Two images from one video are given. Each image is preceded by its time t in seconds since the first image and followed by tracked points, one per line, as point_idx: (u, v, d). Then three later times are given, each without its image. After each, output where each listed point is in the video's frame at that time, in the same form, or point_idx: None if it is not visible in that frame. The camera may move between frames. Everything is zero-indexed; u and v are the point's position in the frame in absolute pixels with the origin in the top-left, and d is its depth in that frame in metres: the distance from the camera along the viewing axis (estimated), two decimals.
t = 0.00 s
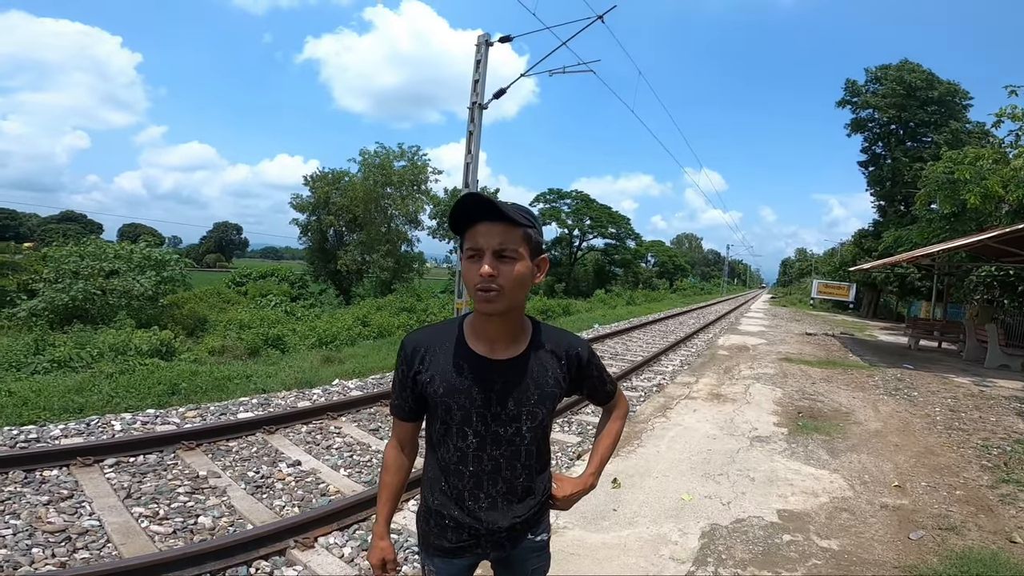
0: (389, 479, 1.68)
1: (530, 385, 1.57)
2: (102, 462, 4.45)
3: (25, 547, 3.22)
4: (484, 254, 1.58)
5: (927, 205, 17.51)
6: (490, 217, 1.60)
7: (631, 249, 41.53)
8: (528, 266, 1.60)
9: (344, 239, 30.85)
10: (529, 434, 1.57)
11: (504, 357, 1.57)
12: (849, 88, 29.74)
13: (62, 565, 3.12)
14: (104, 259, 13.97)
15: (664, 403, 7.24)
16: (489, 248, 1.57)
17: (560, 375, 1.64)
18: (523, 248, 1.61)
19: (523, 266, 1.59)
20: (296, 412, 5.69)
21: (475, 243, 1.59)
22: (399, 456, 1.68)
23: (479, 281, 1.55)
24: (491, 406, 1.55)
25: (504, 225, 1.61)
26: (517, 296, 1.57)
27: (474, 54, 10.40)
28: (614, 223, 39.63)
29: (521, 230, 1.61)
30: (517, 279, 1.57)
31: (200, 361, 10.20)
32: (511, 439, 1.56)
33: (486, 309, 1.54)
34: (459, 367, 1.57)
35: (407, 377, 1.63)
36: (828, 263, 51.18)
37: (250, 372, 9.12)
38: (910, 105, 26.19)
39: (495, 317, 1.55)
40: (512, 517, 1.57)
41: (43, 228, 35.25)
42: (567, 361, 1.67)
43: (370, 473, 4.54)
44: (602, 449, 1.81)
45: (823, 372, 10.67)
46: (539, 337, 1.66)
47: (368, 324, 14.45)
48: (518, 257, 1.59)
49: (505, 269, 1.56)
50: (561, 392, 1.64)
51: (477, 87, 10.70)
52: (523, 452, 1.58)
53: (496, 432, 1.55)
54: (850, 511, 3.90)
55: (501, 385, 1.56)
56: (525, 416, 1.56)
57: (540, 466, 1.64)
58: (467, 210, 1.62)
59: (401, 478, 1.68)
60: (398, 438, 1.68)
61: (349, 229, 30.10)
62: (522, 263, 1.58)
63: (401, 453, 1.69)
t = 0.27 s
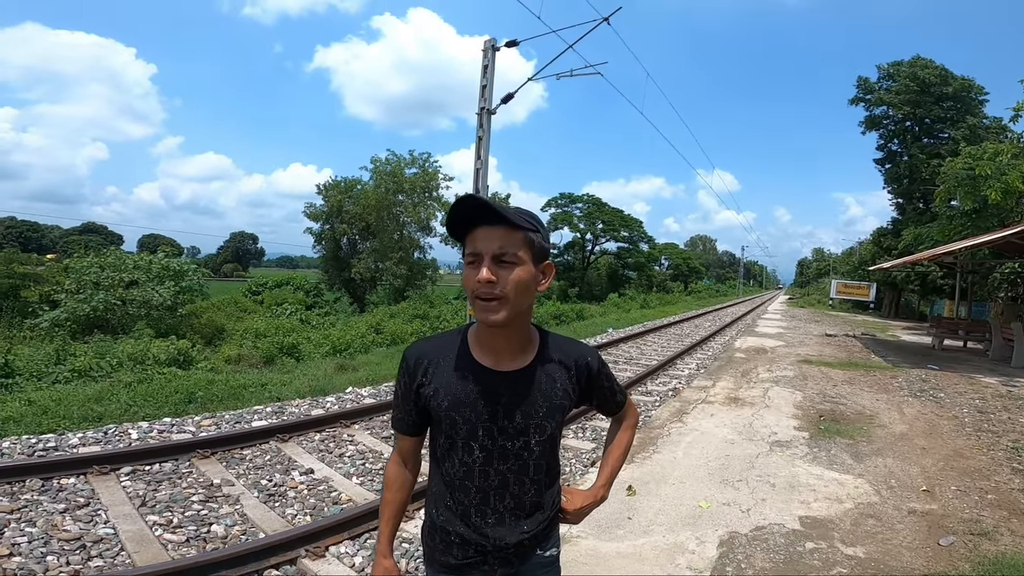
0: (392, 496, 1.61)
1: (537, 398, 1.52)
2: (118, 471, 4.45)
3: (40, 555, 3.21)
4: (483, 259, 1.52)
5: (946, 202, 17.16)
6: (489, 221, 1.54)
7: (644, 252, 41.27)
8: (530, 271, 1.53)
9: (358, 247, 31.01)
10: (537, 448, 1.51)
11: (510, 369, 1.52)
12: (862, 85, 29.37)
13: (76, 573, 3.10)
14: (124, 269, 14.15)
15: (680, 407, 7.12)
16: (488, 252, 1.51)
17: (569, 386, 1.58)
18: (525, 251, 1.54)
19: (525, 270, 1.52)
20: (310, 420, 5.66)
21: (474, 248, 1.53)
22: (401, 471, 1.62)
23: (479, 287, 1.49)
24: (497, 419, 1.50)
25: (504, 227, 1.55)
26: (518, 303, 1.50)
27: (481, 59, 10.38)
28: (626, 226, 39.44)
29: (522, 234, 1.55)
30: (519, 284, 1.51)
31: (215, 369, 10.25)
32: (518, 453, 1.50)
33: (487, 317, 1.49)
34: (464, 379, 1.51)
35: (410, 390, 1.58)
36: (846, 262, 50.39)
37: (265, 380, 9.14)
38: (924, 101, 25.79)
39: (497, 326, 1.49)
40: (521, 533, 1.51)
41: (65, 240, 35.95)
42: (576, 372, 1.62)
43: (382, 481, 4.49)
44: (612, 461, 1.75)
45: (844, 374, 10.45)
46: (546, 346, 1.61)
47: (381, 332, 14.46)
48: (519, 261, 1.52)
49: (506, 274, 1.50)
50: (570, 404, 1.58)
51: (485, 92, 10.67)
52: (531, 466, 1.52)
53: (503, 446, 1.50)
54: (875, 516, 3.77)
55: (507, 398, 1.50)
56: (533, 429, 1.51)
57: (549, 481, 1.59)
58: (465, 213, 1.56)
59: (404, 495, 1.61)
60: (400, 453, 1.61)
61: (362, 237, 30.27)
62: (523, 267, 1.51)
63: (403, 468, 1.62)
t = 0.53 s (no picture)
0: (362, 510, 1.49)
1: (549, 405, 1.48)
2: (136, 477, 4.47)
3: (58, 561, 3.22)
4: (483, 264, 1.48)
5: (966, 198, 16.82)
6: (489, 223, 1.50)
7: (657, 254, 41.00)
8: (532, 273, 1.49)
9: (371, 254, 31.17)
10: (547, 456, 1.47)
11: (517, 375, 1.48)
12: (874, 81, 28.98)
13: None
14: (143, 278, 14.34)
15: (697, 411, 7.02)
16: (487, 255, 1.47)
17: (581, 393, 1.54)
18: (526, 253, 1.50)
19: (527, 273, 1.47)
20: (324, 426, 5.66)
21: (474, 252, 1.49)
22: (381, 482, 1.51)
23: (478, 291, 1.45)
24: (504, 425, 1.46)
25: (505, 229, 1.51)
26: (520, 306, 1.46)
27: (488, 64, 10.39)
28: (639, 229, 39.23)
29: (523, 235, 1.50)
30: (521, 287, 1.46)
31: (232, 376, 10.31)
32: (528, 461, 1.46)
33: (487, 323, 1.45)
34: (472, 385, 1.47)
35: (414, 396, 1.53)
36: (864, 261, 49.61)
37: (281, 387, 9.17)
38: (939, 97, 25.38)
39: (500, 330, 1.45)
40: (530, 544, 1.47)
41: (87, 251, 36.62)
42: (588, 378, 1.58)
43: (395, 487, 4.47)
44: (626, 469, 1.71)
45: (866, 375, 10.24)
46: (556, 351, 1.57)
47: (394, 338, 14.48)
48: (520, 263, 1.47)
49: (507, 277, 1.45)
50: (582, 411, 1.55)
51: (493, 96, 10.67)
52: (541, 475, 1.48)
53: (512, 454, 1.46)
54: (900, 519, 3.67)
55: (516, 404, 1.46)
56: (543, 436, 1.47)
57: (560, 489, 1.54)
58: (464, 215, 1.52)
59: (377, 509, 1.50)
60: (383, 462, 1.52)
61: (375, 244, 30.43)
62: (525, 270, 1.47)
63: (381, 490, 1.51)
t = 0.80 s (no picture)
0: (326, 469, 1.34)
1: (559, 409, 1.47)
2: (157, 482, 4.53)
3: (81, 565, 3.27)
4: (504, 269, 1.49)
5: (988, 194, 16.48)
6: (509, 228, 1.51)
7: (672, 256, 40.74)
8: (551, 278, 1.51)
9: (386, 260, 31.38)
10: (557, 460, 1.46)
11: (530, 378, 1.48)
12: (890, 78, 28.59)
13: None
14: (165, 287, 14.58)
15: (714, 414, 6.94)
16: (509, 261, 1.48)
17: (592, 397, 1.52)
18: (546, 259, 1.52)
19: (547, 279, 1.49)
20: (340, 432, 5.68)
21: (494, 257, 1.50)
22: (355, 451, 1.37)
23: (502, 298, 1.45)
24: (514, 429, 1.45)
25: (524, 235, 1.52)
26: (541, 312, 1.48)
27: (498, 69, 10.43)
28: (653, 231, 39.03)
29: (542, 241, 1.52)
30: (542, 292, 1.48)
31: (251, 383, 10.43)
32: (537, 464, 1.45)
33: (511, 328, 1.45)
34: (482, 387, 1.47)
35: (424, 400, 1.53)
36: (885, 260, 48.78)
37: (299, 393, 9.26)
38: (956, 92, 24.97)
39: (521, 335, 1.46)
40: (540, 549, 1.45)
41: (109, 261, 37.37)
42: (599, 382, 1.56)
43: (411, 491, 4.47)
44: (639, 475, 1.68)
45: (889, 376, 10.05)
46: (567, 355, 1.56)
47: (409, 343, 14.54)
48: (541, 268, 1.50)
49: (530, 282, 1.47)
50: (593, 416, 1.52)
51: (503, 101, 10.70)
52: (550, 479, 1.46)
53: (521, 458, 1.45)
54: (925, 522, 3.59)
55: (526, 407, 1.45)
56: (553, 440, 1.45)
57: (571, 495, 1.52)
58: (482, 221, 1.52)
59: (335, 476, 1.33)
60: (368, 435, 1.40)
61: (390, 250, 30.63)
62: (545, 275, 1.49)
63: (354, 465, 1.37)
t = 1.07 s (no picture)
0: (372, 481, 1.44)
1: (568, 414, 1.47)
2: (176, 486, 4.59)
3: (102, 568, 3.33)
4: (522, 269, 1.49)
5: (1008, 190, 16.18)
6: (524, 230, 1.52)
7: (685, 258, 40.49)
8: (566, 280, 1.54)
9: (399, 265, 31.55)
10: (566, 464, 1.46)
11: (541, 383, 1.48)
12: (904, 74, 28.26)
13: None
14: (183, 295, 14.80)
15: (730, 416, 6.89)
16: (528, 261, 1.48)
17: (600, 401, 1.53)
18: (559, 261, 1.55)
19: (563, 279, 1.52)
20: (354, 437, 5.71)
21: (511, 258, 1.49)
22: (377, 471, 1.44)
23: (524, 296, 1.44)
24: (524, 433, 1.45)
25: (537, 238, 1.54)
26: (560, 311, 1.49)
27: (506, 74, 10.47)
28: (666, 233, 38.84)
29: (556, 243, 1.55)
30: (559, 293, 1.50)
31: (267, 389, 10.53)
32: (547, 469, 1.45)
33: (533, 327, 1.44)
34: (490, 392, 1.47)
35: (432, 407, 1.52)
36: (903, 259, 48.04)
37: (314, 398, 9.34)
38: (971, 88, 24.61)
39: (541, 335, 1.45)
40: (549, 553, 1.46)
41: (129, 270, 38.06)
42: (606, 386, 1.56)
43: (424, 495, 4.49)
44: (645, 476, 1.69)
45: (910, 376, 9.88)
46: (574, 359, 1.56)
47: (423, 348, 14.60)
48: (557, 269, 1.52)
49: (549, 282, 1.48)
50: (601, 420, 1.53)
51: (512, 106, 10.73)
52: (561, 483, 1.47)
53: (531, 463, 1.45)
54: (947, 524, 3.53)
55: (536, 412, 1.45)
56: (563, 444, 1.46)
57: (579, 498, 1.53)
58: (498, 223, 1.53)
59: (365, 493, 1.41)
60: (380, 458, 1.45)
61: (403, 255, 30.80)
62: (562, 276, 1.51)
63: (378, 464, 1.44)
